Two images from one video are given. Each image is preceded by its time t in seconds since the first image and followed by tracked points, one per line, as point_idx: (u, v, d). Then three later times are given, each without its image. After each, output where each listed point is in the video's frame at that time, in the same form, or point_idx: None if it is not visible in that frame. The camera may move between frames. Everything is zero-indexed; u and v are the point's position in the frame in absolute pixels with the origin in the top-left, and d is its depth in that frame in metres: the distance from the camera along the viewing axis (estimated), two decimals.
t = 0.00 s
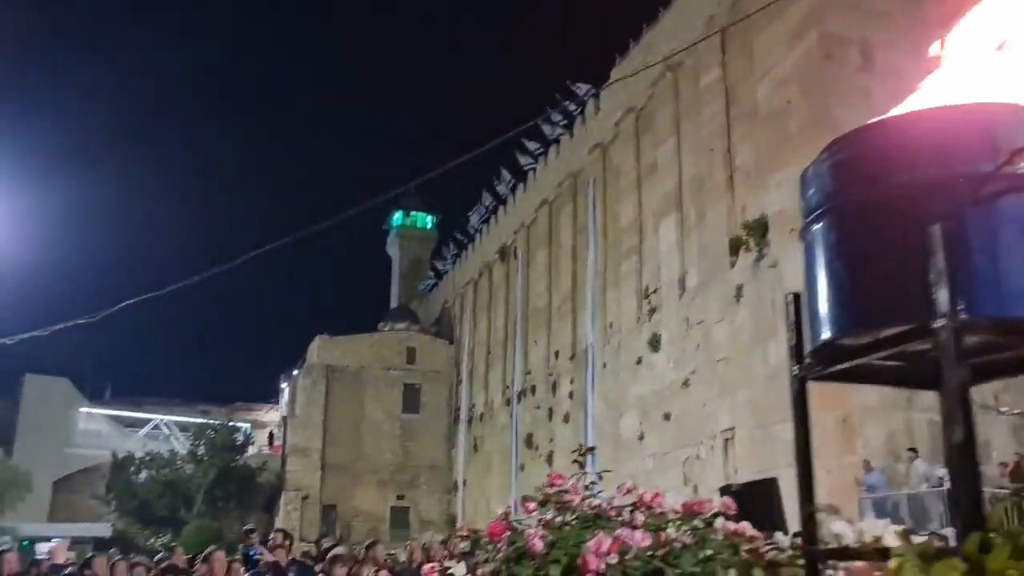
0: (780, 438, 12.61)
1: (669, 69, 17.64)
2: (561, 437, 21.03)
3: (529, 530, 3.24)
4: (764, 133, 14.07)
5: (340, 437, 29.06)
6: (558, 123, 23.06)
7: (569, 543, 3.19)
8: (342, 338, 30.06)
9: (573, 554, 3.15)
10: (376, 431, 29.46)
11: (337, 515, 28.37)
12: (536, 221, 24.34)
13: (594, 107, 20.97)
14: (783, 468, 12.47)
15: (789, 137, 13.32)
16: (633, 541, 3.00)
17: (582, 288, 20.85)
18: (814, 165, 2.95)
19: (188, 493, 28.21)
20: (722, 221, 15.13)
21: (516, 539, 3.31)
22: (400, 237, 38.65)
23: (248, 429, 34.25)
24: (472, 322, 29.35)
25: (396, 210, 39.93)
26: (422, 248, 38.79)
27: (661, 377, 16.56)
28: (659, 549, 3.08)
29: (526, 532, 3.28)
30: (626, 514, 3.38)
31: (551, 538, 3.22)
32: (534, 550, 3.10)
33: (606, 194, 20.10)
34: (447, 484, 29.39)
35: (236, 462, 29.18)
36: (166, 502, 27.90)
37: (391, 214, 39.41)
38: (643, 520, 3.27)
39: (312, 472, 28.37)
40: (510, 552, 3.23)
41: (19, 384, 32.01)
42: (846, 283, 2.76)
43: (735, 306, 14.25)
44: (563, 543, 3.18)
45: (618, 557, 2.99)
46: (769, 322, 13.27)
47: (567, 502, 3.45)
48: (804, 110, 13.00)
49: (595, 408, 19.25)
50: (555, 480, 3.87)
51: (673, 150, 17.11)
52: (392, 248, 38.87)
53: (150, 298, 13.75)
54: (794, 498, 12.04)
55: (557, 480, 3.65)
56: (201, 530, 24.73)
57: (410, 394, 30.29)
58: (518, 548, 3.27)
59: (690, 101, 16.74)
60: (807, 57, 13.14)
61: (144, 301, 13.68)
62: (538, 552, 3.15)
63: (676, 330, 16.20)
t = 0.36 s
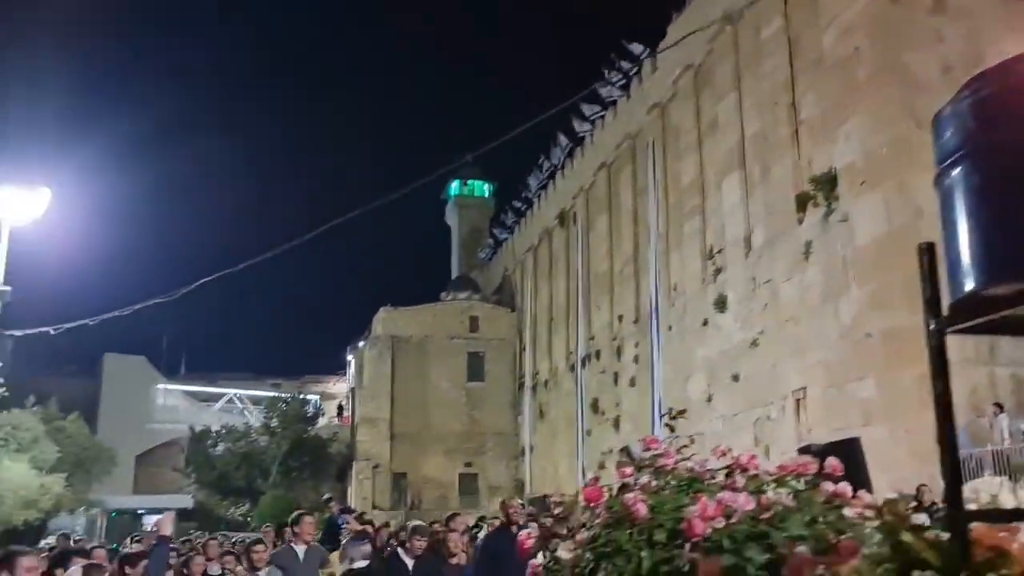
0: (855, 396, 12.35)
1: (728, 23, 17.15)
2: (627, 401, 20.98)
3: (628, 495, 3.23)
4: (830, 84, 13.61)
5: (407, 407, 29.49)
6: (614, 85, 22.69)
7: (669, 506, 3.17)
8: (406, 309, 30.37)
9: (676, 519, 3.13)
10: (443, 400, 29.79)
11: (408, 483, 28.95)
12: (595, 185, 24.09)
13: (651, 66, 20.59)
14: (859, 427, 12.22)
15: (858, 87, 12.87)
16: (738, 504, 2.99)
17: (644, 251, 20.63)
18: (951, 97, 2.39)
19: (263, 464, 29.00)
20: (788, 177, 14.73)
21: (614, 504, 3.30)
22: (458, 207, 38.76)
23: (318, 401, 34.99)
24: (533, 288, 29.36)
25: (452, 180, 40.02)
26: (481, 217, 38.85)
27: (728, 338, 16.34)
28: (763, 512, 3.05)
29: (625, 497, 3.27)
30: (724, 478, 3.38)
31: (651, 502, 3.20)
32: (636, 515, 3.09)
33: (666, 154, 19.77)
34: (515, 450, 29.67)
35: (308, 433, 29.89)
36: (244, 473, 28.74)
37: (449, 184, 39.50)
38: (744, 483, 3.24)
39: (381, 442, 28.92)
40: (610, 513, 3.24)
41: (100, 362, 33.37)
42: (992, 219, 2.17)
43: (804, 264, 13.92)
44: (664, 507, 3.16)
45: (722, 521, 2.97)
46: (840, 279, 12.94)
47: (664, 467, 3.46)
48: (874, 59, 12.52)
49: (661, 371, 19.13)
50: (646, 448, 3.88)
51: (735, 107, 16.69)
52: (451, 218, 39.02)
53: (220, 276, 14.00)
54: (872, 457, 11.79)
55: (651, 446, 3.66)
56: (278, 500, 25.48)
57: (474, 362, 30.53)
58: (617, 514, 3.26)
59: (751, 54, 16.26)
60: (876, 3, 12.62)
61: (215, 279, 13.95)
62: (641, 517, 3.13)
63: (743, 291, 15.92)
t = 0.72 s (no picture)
0: (931, 354, 12.00)
1: None
2: (691, 363, 20.79)
3: (722, 455, 3.22)
4: (904, 31, 13.03)
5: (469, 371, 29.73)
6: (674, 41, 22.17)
7: (764, 466, 3.16)
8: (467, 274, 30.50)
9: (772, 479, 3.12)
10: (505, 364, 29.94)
11: (472, 445, 29.33)
12: (656, 144, 23.68)
13: (713, 21, 20.01)
14: (936, 387, 11.88)
15: (934, 34, 12.32)
16: (838, 463, 2.96)
17: (707, 210, 20.26)
18: None
19: (331, 428, 29.67)
20: (859, 131, 14.23)
21: (706, 463, 3.30)
22: (516, 170, 38.64)
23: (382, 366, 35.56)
24: (594, 250, 29.16)
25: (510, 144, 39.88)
26: (539, 180, 38.69)
27: (796, 297, 16.00)
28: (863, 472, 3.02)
29: (718, 456, 3.26)
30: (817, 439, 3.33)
31: (746, 461, 3.19)
32: (734, 476, 3.08)
33: (730, 110, 19.29)
34: (577, 413, 29.77)
35: (374, 397, 30.44)
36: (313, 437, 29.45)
37: (506, 148, 39.38)
38: (841, 442, 3.20)
39: (446, 405, 29.31)
40: (705, 475, 3.23)
41: (172, 331, 34.72)
42: None
43: (876, 220, 13.50)
44: (759, 466, 3.15)
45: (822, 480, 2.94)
46: (915, 234, 12.52)
47: (756, 429, 3.43)
48: (952, 4, 11.93)
49: (726, 332, 18.87)
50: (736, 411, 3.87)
51: (802, 59, 16.15)
52: (509, 182, 38.93)
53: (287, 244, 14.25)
54: (949, 417, 11.47)
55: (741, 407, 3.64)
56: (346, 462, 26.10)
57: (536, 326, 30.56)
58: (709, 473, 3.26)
59: (819, 3, 15.66)
60: None
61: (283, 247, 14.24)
62: (737, 477, 3.12)
63: (811, 249, 15.54)
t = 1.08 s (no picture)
0: (1019, 308, 11.51)
1: None
2: (762, 319, 20.41)
3: (811, 410, 3.12)
4: None
5: (536, 330, 29.77)
6: None
7: (857, 419, 3.05)
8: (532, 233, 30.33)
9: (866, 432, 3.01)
10: (571, 323, 29.87)
11: (540, 404, 29.52)
12: (725, 95, 23.04)
13: None
14: None
15: None
16: (939, 416, 2.84)
17: (779, 163, 19.70)
18: None
19: (400, 386, 30.15)
20: (941, 75, 13.56)
21: (794, 418, 3.20)
22: (580, 127, 38.19)
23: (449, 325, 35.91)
24: (661, 207, 28.72)
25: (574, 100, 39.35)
26: (603, 136, 38.19)
27: (874, 251, 15.49)
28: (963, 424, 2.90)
29: (807, 411, 3.16)
30: (911, 394, 3.22)
31: (837, 415, 3.09)
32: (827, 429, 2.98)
33: (802, 58, 18.59)
34: (645, 371, 29.67)
35: (442, 356, 30.78)
36: (383, 395, 29.99)
37: (570, 104, 38.88)
38: (938, 395, 3.07)
39: (513, 364, 29.50)
40: (795, 431, 3.13)
41: (246, 293, 35.62)
42: None
43: (960, 168, 12.90)
44: (852, 419, 3.04)
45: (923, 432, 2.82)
46: (1003, 183, 11.94)
47: (846, 382, 3.31)
48: None
49: (799, 288, 18.42)
50: (819, 365, 3.75)
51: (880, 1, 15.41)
52: (573, 140, 38.51)
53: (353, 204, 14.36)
54: None
55: (829, 358, 3.51)
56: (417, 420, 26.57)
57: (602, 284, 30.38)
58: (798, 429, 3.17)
59: None
60: None
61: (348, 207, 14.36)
62: (830, 432, 3.01)
63: (890, 200, 14.97)
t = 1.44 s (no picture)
0: None
1: None
2: (820, 288, 19.98)
3: (882, 380, 3.01)
4: None
5: (590, 303, 29.65)
6: None
7: (930, 388, 2.93)
8: (584, 204, 30.04)
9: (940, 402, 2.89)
10: (625, 295, 29.64)
11: (594, 376, 29.49)
12: (780, 58, 22.42)
13: None
14: None
15: None
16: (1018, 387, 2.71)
17: (837, 127, 19.14)
18: None
19: (455, 360, 30.37)
20: (1010, 29, 12.96)
21: (862, 389, 3.10)
22: (631, 96, 37.65)
23: (502, 299, 35.99)
24: (715, 175, 28.22)
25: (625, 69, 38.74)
26: (655, 105, 37.60)
27: (939, 214, 14.99)
28: None
29: (876, 381, 3.05)
30: (987, 362, 3.06)
31: (909, 384, 2.97)
32: (899, 399, 2.87)
33: (862, 17, 17.96)
34: (701, 342, 29.44)
35: (496, 330, 30.92)
36: (438, 369, 30.22)
37: (621, 73, 38.32)
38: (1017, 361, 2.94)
39: (567, 336, 29.46)
40: (864, 401, 3.04)
41: (302, 270, 36.17)
42: None
43: None
44: (925, 389, 2.92)
45: (1003, 403, 2.69)
46: None
47: (916, 350, 3.17)
48: None
49: (859, 254, 17.96)
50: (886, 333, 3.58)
51: None
52: (624, 109, 38.00)
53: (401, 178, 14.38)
54: None
55: (898, 325, 3.35)
56: (472, 393, 26.78)
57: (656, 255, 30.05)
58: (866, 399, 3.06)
59: None
60: None
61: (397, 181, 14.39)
62: (902, 401, 2.90)
63: (955, 162, 14.44)
